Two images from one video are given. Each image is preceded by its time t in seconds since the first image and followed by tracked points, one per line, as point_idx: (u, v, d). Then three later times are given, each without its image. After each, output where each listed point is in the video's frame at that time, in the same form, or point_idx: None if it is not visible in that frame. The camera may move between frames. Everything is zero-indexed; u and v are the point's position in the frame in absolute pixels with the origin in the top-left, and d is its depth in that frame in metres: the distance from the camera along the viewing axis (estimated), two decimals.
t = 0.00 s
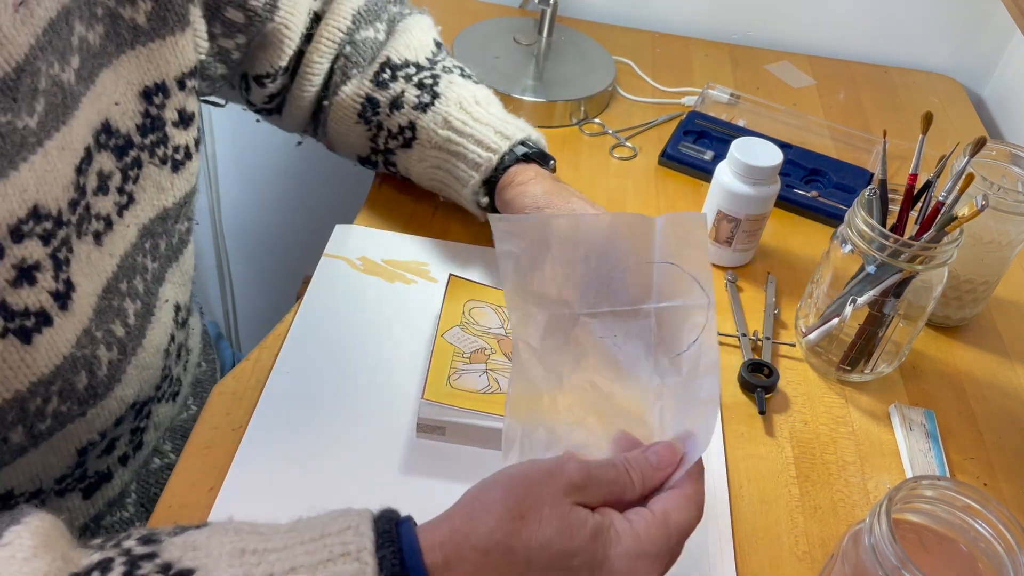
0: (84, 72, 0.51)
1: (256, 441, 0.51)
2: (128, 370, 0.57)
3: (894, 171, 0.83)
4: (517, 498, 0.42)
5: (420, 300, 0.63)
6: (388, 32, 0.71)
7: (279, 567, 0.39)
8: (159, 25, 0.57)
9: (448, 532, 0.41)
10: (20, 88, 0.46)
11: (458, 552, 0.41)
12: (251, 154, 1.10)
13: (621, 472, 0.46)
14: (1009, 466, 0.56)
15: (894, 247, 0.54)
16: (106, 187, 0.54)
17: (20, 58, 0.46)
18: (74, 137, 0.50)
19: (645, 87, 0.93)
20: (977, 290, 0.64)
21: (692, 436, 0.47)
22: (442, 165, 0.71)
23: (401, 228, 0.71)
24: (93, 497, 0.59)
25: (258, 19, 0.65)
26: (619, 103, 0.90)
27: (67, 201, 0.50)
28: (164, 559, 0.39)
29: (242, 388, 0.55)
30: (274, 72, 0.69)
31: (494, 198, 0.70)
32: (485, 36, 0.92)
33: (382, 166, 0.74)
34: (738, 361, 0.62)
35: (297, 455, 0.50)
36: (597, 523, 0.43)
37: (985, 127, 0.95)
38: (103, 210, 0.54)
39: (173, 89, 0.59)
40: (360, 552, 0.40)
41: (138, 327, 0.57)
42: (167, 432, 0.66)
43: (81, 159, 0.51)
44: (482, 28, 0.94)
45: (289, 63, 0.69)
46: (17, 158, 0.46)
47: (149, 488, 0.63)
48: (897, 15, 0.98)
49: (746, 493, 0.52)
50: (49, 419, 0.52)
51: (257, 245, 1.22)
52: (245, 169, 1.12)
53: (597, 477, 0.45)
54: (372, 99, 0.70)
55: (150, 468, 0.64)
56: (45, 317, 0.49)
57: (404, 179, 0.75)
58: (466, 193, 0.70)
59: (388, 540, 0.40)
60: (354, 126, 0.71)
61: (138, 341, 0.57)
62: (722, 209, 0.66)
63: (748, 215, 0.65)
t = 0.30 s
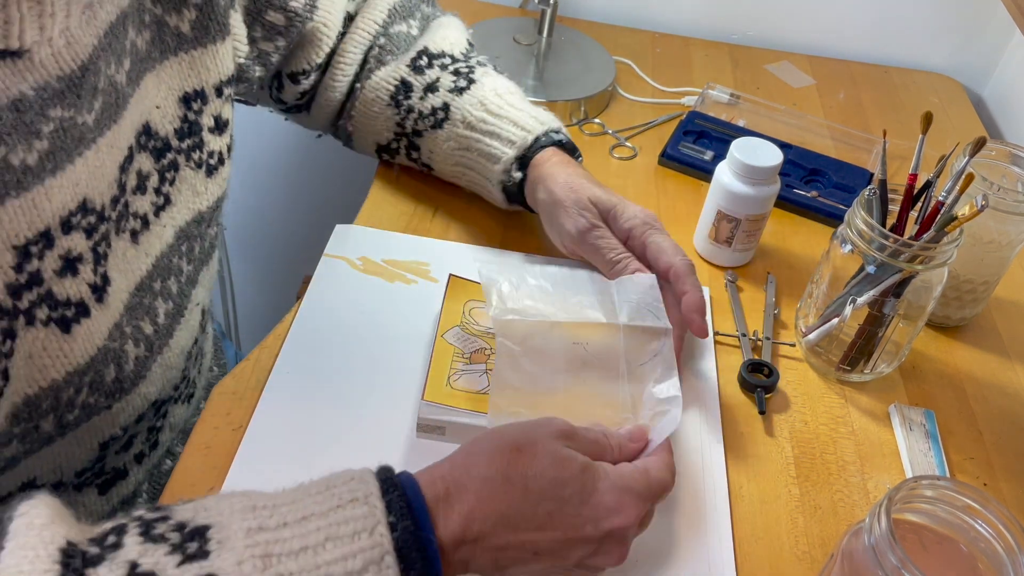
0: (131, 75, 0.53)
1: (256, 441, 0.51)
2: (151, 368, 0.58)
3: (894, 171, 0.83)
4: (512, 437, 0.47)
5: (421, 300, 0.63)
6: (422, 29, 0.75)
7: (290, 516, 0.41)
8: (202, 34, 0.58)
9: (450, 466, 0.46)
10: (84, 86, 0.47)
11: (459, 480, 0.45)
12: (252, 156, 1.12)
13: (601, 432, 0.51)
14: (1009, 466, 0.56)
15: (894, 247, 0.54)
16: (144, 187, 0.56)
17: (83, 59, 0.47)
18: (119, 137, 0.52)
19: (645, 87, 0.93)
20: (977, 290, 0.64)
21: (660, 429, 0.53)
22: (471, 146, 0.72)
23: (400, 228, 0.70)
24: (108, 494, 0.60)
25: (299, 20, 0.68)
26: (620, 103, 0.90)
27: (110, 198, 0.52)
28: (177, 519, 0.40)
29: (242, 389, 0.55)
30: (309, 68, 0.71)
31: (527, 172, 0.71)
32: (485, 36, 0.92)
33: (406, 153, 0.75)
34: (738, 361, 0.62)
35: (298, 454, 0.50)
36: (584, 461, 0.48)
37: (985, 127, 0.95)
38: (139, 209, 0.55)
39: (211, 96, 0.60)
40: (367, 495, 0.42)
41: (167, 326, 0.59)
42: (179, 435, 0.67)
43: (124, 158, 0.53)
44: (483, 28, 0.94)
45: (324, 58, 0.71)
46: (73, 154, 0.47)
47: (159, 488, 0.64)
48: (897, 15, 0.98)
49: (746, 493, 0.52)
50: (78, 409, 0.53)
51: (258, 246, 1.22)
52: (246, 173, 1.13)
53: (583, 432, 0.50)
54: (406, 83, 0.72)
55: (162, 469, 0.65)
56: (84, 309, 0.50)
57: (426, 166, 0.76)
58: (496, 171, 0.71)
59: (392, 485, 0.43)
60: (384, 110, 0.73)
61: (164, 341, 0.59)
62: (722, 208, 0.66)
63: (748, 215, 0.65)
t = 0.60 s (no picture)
0: (153, 75, 0.53)
1: (256, 441, 0.51)
2: (164, 367, 0.58)
3: (894, 171, 0.83)
4: (508, 429, 0.48)
5: (421, 300, 0.63)
6: (445, 25, 0.76)
7: (290, 509, 0.41)
8: (222, 35, 0.59)
9: (447, 456, 0.47)
10: (111, 87, 0.47)
11: (453, 468, 0.46)
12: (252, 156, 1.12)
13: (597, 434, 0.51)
14: (1009, 466, 0.56)
15: (894, 247, 0.54)
16: (161, 186, 0.56)
17: (111, 60, 0.47)
18: (140, 138, 0.52)
19: (645, 87, 0.93)
20: (977, 290, 0.65)
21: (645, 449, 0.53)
22: (496, 144, 0.73)
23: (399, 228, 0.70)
24: (116, 492, 0.60)
25: (317, 19, 0.68)
26: (619, 103, 0.90)
27: (129, 197, 0.52)
28: (177, 514, 0.40)
29: (242, 389, 0.55)
30: (330, 66, 0.72)
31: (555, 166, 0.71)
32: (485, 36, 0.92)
33: (435, 151, 0.76)
34: (738, 361, 0.62)
35: (298, 454, 0.50)
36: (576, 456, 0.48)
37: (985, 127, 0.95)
38: (157, 208, 0.56)
39: (229, 97, 0.61)
40: (366, 487, 0.42)
41: (181, 325, 0.59)
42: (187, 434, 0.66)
43: (142, 157, 0.53)
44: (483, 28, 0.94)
45: (344, 56, 0.72)
46: (99, 152, 0.48)
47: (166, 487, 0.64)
48: (896, 15, 0.98)
49: (746, 493, 0.52)
50: (90, 405, 0.53)
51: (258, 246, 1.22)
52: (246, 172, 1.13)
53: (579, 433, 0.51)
54: (432, 81, 0.73)
55: (169, 468, 0.65)
56: (101, 305, 0.50)
57: (454, 164, 0.76)
58: (523, 169, 0.72)
59: (390, 476, 0.43)
60: (410, 108, 0.74)
61: (177, 340, 0.59)
62: (722, 208, 0.66)
63: (748, 215, 0.65)
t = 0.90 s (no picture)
0: (161, 76, 0.53)
1: (257, 440, 0.51)
2: (168, 367, 0.58)
3: (894, 171, 0.83)
4: (507, 421, 0.49)
5: (422, 300, 0.63)
6: (441, 34, 0.75)
7: (291, 501, 0.41)
8: (229, 37, 0.59)
9: (445, 447, 0.47)
10: (121, 88, 0.47)
11: (451, 458, 0.46)
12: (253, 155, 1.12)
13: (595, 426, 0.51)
14: (1009, 466, 0.56)
15: (894, 247, 0.54)
16: (167, 188, 0.56)
17: (121, 62, 0.47)
18: (147, 140, 0.52)
19: (645, 87, 0.93)
20: (977, 290, 0.65)
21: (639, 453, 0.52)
22: (476, 160, 0.72)
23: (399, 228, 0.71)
24: (118, 493, 0.60)
25: (318, 25, 0.69)
26: (619, 103, 0.90)
27: (136, 198, 0.52)
28: (179, 508, 0.40)
29: (242, 388, 0.55)
30: (329, 71, 0.72)
31: (530, 188, 0.70)
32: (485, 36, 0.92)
33: (421, 161, 0.76)
34: (738, 361, 0.62)
35: (299, 453, 0.51)
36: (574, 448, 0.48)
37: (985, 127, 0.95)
38: (163, 210, 0.56)
39: (235, 98, 0.61)
40: (365, 478, 0.43)
41: (185, 327, 0.59)
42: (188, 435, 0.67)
43: (149, 159, 0.53)
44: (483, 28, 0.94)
45: (343, 62, 0.72)
46: (108, 154, 0.48)
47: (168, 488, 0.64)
48: (896, 15, 0.98)
49: (746, 493, 0.52)
50: (94, 405, 0.53)
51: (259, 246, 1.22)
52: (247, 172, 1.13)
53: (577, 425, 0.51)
54: (419, 92, 0.73)
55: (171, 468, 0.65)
56: (106, 305, 0.50)
57: (440, 174, 0.77)
58: (500, 188, 0.71)
59: (389, 468, 0.44)
60: (398, 118, 0.74)
61: (181, 341, 0.59)
62: (722, 208, 0.66)
63: (748, 216, 0.65)
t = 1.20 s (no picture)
0: (162, 79, 0.53)
1: (257, 441, 0.51)
2: (168, 370, 0.58)
3: (894, 171, 0.83)
4: (502, 421, 0.49)
5: (422, 300, 0.63)
6: (439, 35, 0.75)
7: (289, 503, 0.41)
8: (229, 40, 0.59)
9: (441, 448, 0.47)
10: (120, 92, 0.47)
11: (448, 458, 0.46)
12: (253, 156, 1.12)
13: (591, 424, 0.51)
14: (1009, 466, 0.56)
15: (894, 247, 0.54)
16: (168, 191, 0.56)
17: (121, 66, 0.47)
18: (147, 143, 0.52)
19: (645, 87, 0.93)
20: (977, 290, 0.65)
21: (633, 448, 0.53)
22: (476, 161, 0.72)
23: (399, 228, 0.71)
24: (118, 495, 0.60)
25: (318, 27, 0.69)
26: (619, 103, 0.90)
27: (136, 201, 0.52)
28: (176, 511, 0.40)
29: (242, 388, 0.55)
30: (328, 73, 0.72)
31: (530, 188, 0.70)
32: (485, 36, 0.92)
33: (421, 162, 0.76)
34: (738, 361, 0.62)
35: (299, 455, 0.50)
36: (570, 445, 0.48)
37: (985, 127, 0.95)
38: (164, 212, 0.56)
39: (234, 100, 0.61)
40: (363, 480, 0.42)
41: (186, 329, 0.59)
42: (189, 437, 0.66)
43: (150, 162, 0.53)
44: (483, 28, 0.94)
45: (342, 64, 0.72)
46: (108, 158, 0.48)
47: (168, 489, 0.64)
48: (896, 15, 0.98)
49: (745, 493, 0.52)
50: (94, 409, 0.53)
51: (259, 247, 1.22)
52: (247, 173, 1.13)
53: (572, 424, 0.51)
54: (417, 93, 0.73)
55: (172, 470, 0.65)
56: (107, 309, 0.50)
57: (439, 175, 0.77)
58: (500, 188, 0.71)
59: (386, 470, 0.43)
60: (397, 119, 0.74)
61: (182, 343, 0.59)
62: (722, 208, 0.66)
63: (748, 216, 0.65)
